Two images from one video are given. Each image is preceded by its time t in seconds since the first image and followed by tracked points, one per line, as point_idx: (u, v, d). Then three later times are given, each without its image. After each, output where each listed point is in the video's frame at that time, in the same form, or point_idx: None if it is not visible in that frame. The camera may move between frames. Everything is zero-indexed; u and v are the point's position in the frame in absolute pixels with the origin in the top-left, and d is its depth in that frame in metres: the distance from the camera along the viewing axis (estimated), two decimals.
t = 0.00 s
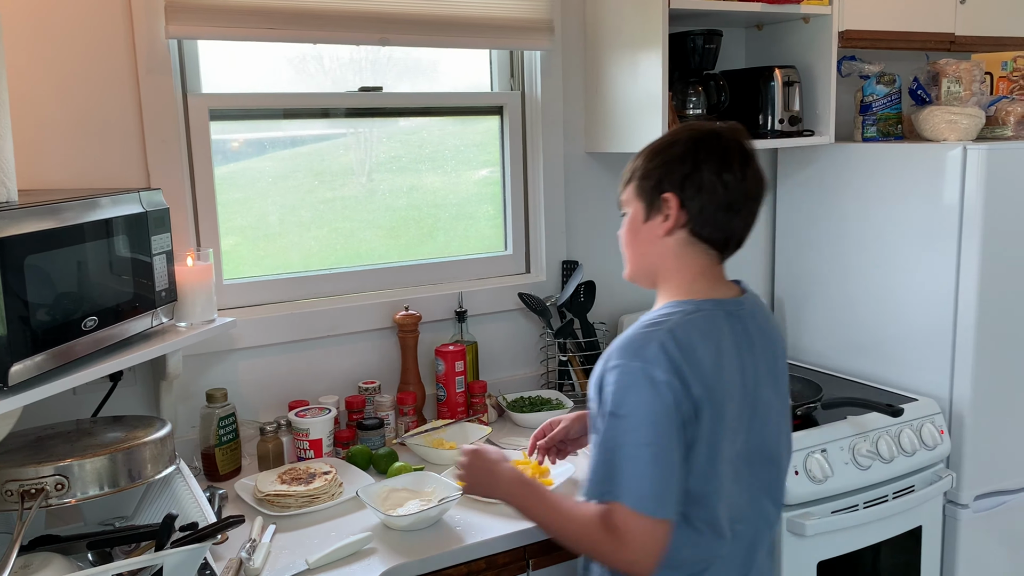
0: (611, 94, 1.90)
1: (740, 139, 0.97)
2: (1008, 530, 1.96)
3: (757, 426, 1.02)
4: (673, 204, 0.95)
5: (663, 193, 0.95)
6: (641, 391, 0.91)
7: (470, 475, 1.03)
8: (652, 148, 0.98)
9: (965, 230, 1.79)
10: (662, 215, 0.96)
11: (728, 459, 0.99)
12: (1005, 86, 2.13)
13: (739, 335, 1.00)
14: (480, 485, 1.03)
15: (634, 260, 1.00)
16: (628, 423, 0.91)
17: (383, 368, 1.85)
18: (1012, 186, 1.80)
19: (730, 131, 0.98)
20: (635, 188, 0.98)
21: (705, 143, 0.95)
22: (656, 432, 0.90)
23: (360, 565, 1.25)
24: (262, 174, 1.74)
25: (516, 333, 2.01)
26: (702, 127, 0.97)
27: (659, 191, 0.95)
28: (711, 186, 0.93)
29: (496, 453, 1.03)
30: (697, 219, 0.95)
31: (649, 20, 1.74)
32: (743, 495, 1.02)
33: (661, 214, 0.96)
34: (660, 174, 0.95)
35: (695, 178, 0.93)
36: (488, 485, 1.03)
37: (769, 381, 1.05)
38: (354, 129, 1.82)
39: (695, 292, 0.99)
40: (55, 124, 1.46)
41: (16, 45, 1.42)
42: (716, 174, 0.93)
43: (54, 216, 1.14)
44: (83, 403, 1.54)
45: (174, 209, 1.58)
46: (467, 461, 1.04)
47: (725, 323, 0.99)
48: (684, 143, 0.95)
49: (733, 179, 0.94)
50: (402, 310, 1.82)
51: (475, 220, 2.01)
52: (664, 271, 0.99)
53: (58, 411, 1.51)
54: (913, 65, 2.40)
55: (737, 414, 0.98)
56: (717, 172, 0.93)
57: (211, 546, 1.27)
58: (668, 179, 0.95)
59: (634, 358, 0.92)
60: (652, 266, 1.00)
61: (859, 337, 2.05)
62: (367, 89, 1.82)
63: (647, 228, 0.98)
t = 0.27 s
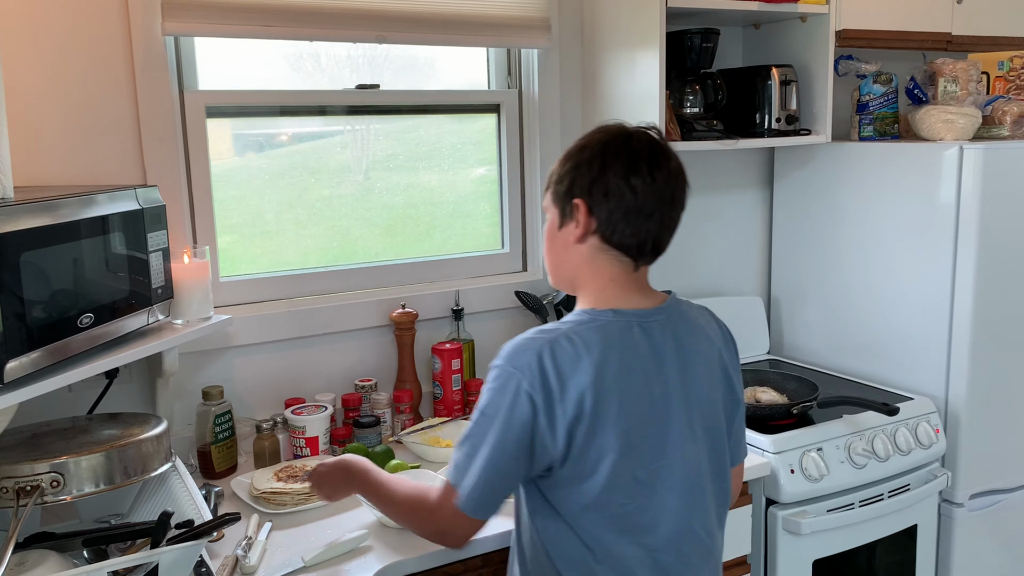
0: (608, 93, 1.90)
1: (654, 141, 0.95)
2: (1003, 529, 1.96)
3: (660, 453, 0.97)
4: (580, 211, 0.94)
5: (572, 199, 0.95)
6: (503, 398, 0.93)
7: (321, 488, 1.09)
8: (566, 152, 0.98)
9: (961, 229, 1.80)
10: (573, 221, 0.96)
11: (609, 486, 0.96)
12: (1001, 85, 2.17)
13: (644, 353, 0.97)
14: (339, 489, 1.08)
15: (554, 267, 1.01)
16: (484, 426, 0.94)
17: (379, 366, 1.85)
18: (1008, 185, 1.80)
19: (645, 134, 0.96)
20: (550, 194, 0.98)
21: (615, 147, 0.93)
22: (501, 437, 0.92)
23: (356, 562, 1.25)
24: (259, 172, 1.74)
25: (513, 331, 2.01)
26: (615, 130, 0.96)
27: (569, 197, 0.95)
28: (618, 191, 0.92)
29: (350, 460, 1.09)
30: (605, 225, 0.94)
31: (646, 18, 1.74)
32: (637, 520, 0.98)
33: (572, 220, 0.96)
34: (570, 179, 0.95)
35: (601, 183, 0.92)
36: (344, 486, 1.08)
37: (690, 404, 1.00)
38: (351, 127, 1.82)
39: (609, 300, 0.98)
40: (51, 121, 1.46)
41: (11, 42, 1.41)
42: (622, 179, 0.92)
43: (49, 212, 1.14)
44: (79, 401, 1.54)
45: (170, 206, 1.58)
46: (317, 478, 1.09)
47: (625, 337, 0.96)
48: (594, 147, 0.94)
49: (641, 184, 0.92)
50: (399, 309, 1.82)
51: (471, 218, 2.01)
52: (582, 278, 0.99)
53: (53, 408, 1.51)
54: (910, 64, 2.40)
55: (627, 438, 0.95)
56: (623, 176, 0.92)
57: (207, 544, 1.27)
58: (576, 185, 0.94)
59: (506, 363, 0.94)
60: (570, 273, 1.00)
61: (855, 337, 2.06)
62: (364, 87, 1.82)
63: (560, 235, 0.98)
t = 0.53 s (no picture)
0: (606, 90, 1.90)
1: (607, 135, 1.01)
2: (998, 526, 1.97)
3: (607, 453, 0.99)
4: (536, 205, 0.99)
5: (529, 193, 1.00)
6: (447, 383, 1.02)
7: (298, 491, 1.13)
8: (522, 149, 1.02)
9: (958, 227, 1.80)
10: (530, 215, 1.01)
11: (551, 479, 0.99)
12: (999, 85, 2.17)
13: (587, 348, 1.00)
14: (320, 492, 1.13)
15: (512, 261, 1.05)
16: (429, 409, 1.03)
17: (376, 363, 1.85)
18: (1005, 183, 1.80)
19: (597, 128, 1.01)
20: (508, 190, 1.03)
21: (570, 143, 0.99)
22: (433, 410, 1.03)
23: (353, 559, 1.26)
24: (256, 168, 1.74)
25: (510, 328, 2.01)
26: (567, 126, 1.01)
27: (526, 192, 1.00)
28: (572, 184, 0.97)
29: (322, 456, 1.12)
30: (561, 218, 0.99)
31: (645, 16, 1.74)
32: (582, 515, 1.01)
33: (530, 215, 1.01)
34: (526, 175, 1.00)
35: (555, 178, 0.98)
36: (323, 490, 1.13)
37: (640, 403, 1.01)
38: (349, 124, 1.82)
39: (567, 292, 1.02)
40: (47, 116, 1.45)
41: (8, 37, 1.41)
42: (575, 172, 0.97)
43: (46, 208, 1.14)
44: (76, 397, 1.53)
45: (167, 202, 1.57)
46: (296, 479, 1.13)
47: (570, 331, 1.00)
48: (548, 143, 0.99)
49: (595, 177, 0.97)
50: (396, 306, 1.82)
51: (469, 215, 2.01)
52: (540, 272, 1.04)
53: (50, 404, 1.51)
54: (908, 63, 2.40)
55: (561, 433, 0.98)
56: (577, 171, 0.97)
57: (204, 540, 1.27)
58: (533, 180, 0.99)
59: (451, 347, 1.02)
60: (528, 268, 1.04)
61: (852, 335, 2.06)
62: (362, 83, 1.82)
63: (518, 230, 1.02)
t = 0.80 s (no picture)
0: (604, 88, 1.90)
1: (609, 125, 1.01)
2: (994, 523, 1.97)
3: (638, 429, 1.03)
4: (542, 195, 0.97)
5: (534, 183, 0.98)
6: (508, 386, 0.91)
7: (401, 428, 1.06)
8: (521, 139, 1.01)
9: (955, 225, 1.80)
10: (534, 205, 0.99)
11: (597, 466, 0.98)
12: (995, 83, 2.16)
13: (623, 331, 1.00)
14: (413, 448, 1.05)
15: (512, 254, 1.03)
16: (498, 419, 0.92)
17: (373, 360, 1.85)
18: (1002, 181, 1.81)
19: (599, 118, 1.01)
20: (507, 181, 1.01)
21: (574, 131, 0.98)
22: (520, 428, 0.90)
23: (350, 556, 1.26)
24: (252, 165, 1.73)
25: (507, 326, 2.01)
26: (569, 115, 1.00)
27: (530, 182, 0.98)
28: (579, 173, 0.97)
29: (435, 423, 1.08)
30: (568, 207, 0.98)
31: (642, 13, 1.74)
32: (612, 499, 1.01)
33: (534, 205, 0.99)
34: (529, 164, 0.99)
35: (562, 166, 0.97)
36: (416, 450, 1.05)
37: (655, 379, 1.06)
38: (347, 121, 1.82)
39: (574, 282, 1.00)
40: (43, 113, 1.45)
41: (5, 33, 1.41)
42: (582, 161, 0.97)
43: (43, 204, 1.13)
44: (72, 394, 1.53)
45: (164, 199, 1.57)
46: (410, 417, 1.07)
47: (605, 315, 0.99)
48: (551, 132, 0.98)
49: (602, 165, 0.97)
50: (393, 303, 1.82)
51: (467, 212, 2.01)
52: (542, 263, 1.02)
53: (46, 401, 1.51)
54: (905, 61, 2.40)
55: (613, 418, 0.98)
56: (585, 159, 0.97)
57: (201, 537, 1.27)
58: (538, 169, 0.98)
59: (499, 347, 0.93)
60: (529, 260, 1.02)
61: (849, 332, 2.06)
62: (359, 80, 1.82)
63: (521, 221, 1.00)
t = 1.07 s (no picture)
0: (601, 88, 1.91)
1: (624, 125, 1.12)
2: (990, 522, 1.98)
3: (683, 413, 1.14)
4: (568, 187, 1.06)
5: (556, 177, 1.07)
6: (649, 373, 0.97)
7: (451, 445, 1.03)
8: (540, 137, 1.10)
9: (951, 225, 1.80)
10: (557, 198, 1.07)
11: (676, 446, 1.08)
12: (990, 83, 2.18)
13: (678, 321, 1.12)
14: (474, 463, 1.03)
15: (534, 245, 1.11)
16: (640, 406, 0.96)
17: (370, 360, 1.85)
18: (997, 181, 1.81)
19: (614, 118, 1.11)
20: (529, 177, 1.10)
21: (593, 130, 1.08)
22: (658, 412, 0.96)
23: (347, 556, 1.25)
24: (249, 165, 1.73)
25: (504, 326, 2.01)
26: (586, 114, 1.10)
27: (553, 176, 1.07)
28: (601, 167, 1.06)
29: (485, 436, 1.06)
30: (591, 198, 1.07)
31: (639, 13, 1.74)
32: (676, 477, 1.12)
33: (557, 198, 1.07)
34: (552, 160, 1.07)
35: (585, 160, 1.06)
36: (479, 463, 1.03)
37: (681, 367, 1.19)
38: (344, 121, 1.82)
39: (602, 270, 1.10)
40: (39, 112, 1.45)
41: None
42: (605, 156, 1.07)
43: (39, 205, 1.13)
44: (68, 394, 1.53)
45: (160, 199, 1.57)
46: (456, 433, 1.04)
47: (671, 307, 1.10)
48: (572, 130, 1.08)
49: (621, 160, 1.07)
50: (389, 303, 1.81)
51: (464, 212, 2.01)
52: (563, 252, 1.11)
53: (42, 401, 1.51)
54: (901, 61, 2.41)
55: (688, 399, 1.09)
56: (606, 154, 1.07)
57: (197, 537, 1.27)
58: (562, 163, 1.07)
59: (631, 337, 0.99)
60: (552, 250, 1.11)
61: (845, 332, 2.07)
62: (356, 80, 1.82)
63: (546, 214, 1.09)
